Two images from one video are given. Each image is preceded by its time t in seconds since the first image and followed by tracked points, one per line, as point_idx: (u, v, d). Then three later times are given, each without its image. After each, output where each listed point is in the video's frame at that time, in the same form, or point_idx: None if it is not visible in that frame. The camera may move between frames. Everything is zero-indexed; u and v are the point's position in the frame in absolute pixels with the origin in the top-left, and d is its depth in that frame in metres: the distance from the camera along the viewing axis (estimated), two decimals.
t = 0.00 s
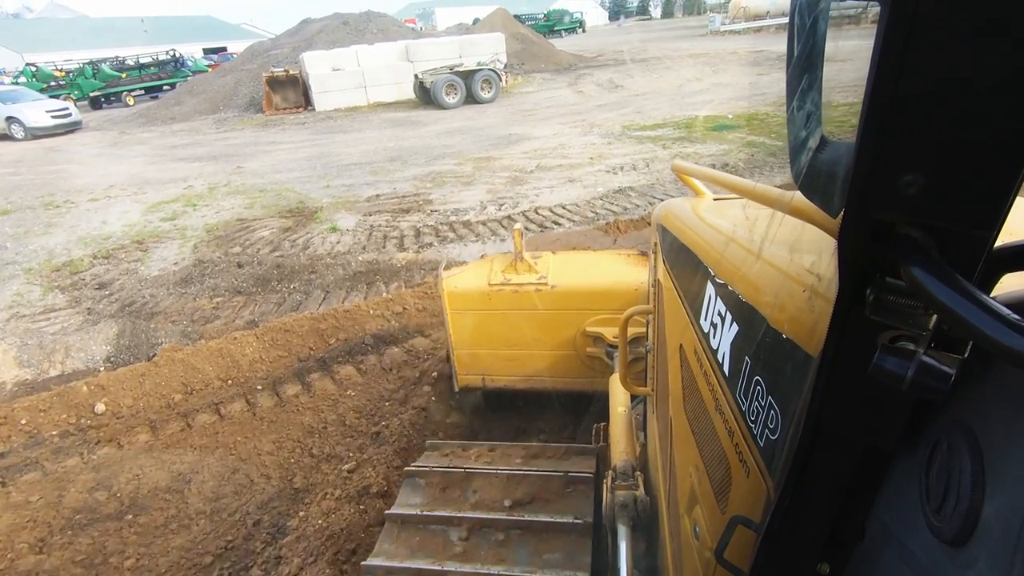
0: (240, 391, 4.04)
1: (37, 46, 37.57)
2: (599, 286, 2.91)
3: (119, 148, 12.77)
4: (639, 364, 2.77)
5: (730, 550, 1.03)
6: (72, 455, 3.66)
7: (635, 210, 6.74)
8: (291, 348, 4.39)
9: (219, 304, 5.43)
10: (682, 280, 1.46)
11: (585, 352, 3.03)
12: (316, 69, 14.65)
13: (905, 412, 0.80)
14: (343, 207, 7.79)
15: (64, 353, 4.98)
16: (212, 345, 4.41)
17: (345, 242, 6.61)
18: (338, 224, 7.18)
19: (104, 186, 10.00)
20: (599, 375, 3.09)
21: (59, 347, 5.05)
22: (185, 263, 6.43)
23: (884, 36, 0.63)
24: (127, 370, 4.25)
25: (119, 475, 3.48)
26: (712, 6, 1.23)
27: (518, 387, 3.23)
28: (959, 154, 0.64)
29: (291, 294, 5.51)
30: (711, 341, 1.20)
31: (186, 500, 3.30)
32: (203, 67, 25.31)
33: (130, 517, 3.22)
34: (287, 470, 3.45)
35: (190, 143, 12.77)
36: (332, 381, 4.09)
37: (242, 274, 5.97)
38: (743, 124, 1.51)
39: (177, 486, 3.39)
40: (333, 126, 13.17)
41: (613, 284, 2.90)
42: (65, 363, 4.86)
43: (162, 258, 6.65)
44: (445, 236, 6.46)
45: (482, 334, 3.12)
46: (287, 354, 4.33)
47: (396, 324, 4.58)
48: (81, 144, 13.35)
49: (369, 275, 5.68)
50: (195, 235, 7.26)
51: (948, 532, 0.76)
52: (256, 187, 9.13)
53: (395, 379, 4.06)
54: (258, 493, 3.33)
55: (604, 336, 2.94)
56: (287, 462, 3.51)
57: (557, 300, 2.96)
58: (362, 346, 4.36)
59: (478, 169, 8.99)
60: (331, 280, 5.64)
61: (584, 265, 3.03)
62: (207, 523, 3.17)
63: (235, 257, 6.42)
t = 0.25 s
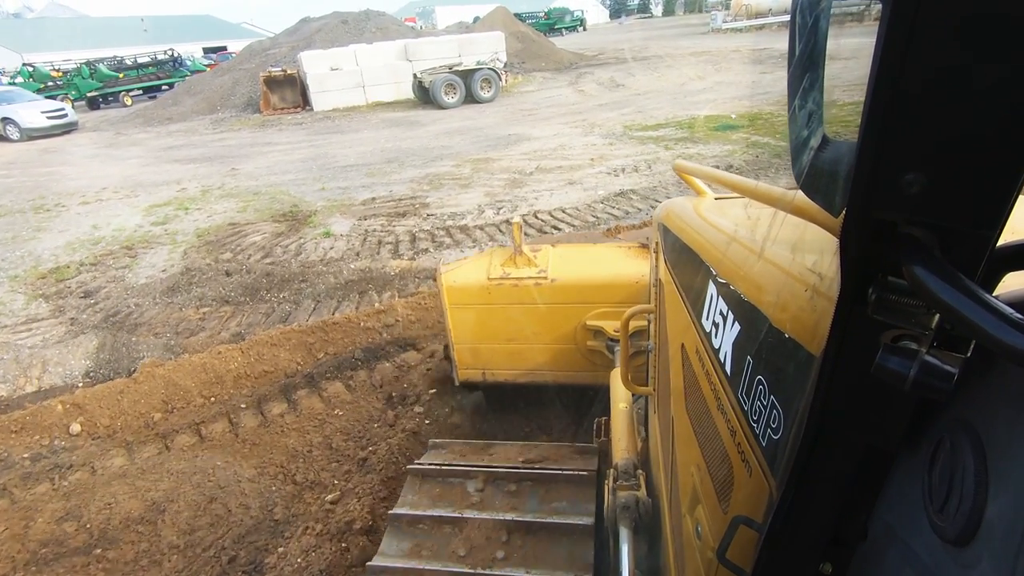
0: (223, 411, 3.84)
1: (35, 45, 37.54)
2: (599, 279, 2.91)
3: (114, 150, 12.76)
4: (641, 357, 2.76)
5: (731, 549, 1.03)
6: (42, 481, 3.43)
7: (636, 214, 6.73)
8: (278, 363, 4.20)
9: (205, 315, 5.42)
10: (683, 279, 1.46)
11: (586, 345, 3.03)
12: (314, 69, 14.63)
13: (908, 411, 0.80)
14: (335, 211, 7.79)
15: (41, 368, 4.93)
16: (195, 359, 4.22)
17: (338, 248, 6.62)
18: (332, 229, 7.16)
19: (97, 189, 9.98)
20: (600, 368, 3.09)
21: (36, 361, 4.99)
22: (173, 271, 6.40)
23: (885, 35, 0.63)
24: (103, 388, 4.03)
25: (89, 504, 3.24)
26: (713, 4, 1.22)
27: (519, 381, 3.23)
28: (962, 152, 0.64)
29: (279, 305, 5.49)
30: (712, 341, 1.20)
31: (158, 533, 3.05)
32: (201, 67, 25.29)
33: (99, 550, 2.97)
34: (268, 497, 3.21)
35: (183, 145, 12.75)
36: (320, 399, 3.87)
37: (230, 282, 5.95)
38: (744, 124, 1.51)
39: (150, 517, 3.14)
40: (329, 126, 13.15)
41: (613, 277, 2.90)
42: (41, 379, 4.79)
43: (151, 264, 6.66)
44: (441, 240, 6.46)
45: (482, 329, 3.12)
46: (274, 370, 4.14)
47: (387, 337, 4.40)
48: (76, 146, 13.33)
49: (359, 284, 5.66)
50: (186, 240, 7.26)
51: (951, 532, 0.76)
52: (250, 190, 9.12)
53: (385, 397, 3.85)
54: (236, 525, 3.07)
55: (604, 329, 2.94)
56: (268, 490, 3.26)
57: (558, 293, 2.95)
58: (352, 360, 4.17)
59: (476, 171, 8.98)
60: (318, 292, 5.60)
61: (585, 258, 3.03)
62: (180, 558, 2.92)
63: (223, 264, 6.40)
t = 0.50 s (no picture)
0: (214, 420, 3.83)
1: (35, 45, 37.57)
2: (600, 273, 2.91)
3: (111, 151, 12.76)
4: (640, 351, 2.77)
5: (731, 547, 1.03)
6: (29, 492, 3.43)
7: (635, 215, 6.73)
8: (272, 370, 4.19)
9: (199, 319, 5.43)
10: (683, 278, 1.46)
11: (586, 339, 3.03)
12: (313, 69, 14.63)
13: (907, 409, 0.80)
14: (332, 213, 7.80)
15: (31, 375, 4.90)
16: (187, 367, 4.21)
17: (335, 250, 6.63)
18: (327, 231, 7.17)
19: (94, 190, 9.99)
20: (599, 362, 3.10)
21: (27, 368, 4.97)
22: (168, 274, 6.40)
23: (884, 35, 0.63)
24: (93, 396, 4.02)
25: (77, 516, 3.24)
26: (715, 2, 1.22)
27: (518, 374, 3.23)
28: (962, 150, 0.64)
29: (275, 309, 5.50)
30: (712, 339, 1.20)
31: (145, 549, 3.03)
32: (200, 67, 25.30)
33: (85, 564, 2.97)
34: (258, 511, 3.20)
35: (180, 145, 12.75)
36: (313, 407, 3.85)
37: (226, 286, 5.96)
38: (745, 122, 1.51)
39: (137, 531, 3.13)
40: (327, 126, 13.16)
41: (613, 270, 2.90)
42: (31, 386, 4.77)
43: (146, 267, 6.67)
44: (439, 242, 6.47)
45: (481, 323, 3.12)
46: (267, 377, 4.13)
47: (383, 343, 4.40)
48: (74, 146, 13.34)
49: (355, 287, 5.68)
50: (182, 242, 7.27)
51: (951, 529, 0.76)
52: (247, 191, 9.14)
53: (379, 405, 3.84)
54: (224, 540, 3.05)
55: (604, 323, 2.94)
56: (259, 503, 3.25)
57: (557, 287, 2.95)
58: (347, 368, 4.16)
59: (475, 172, 8.99)
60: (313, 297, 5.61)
61: (585, 251, 3.02)
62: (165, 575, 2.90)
63: (218, 268, 6.40)
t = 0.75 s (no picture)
0: (214, 420, 3.83)
1: (34, 45, 37.57)
2: (600, 271, 2.91)
3: (111, 151, 12.76)
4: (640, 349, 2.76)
5: (732, 547, 1.03)
6: (29, 492, 3.43)
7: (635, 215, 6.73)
8: (272, 369, 4.19)
9: (199, 319, 5.43)
10: (684, 278, 1.46)
11: (586, 336, 3.03)
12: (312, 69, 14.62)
13: (908, 408, 0.80)
14: (333, 213, 7.80)
15: (31, 375, 4.90)
16: (187, 367, 4.21)
17: (336, 249, 6.64)
18: (328, 231, 7.17)
19: (94, 190, 9.99)
20: (600, 359, 3.09)
21: (27, 368, 4.96)
22: (168, 274, 6.40)
23: (884, 35, 0.63)
24: (94, 397, 4.02)
25: (77, 516, 3.23)
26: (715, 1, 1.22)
27: (518, 372, 3.23)
28: (962, 149, 0.64)
29: (275, 308, 5.50)
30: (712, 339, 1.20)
31: (145, 549, 3.03)
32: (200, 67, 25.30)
33: (86, 565, 2.97)
34: (258, 511, 3.19)
35: (180, 145, 12.76)
36: (314, 407, 3.86)
37: (225, 286, 5.96)
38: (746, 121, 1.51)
39: (137, 532, 3.13)
40: (327, 127, 13.16)
41: (613, 267, 2.90)
42: (31, 386, 4.76)
43: (147, 267, 6.67)
44: (439, 242, 6.47)
45: (481, 321, 3.12)
46: (267, 377, 4.13)
47: (383, 343, 4.39)
48: (74, 147, 13.35)
49: (356, 286, 5.68)
50: (183, 242, 7.27)
51: (951, 529, 0.76)
52: (247, 191, 9.14)
53: (380, 404, 3.83)
54: (225, 540, 3.05)
55: (604, 321, 2.94)
56: (260, 503, 3.25)
57: (557, 284, 2.95)
58: (347, 368, 4.16)
59: (475, 172, 8.99)
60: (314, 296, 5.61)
61: (585, 249, 3.03)
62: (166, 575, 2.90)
63: (218, 268, 6.40)
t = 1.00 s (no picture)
0: (224, 411, 3.82)
1: (36, 45, 37.57)
2: (598, 270, 2.91)
3: (113, 149, 12.76)
4: (639, 349, 2.76)
5: (731, 548, 1.03)
6: (44, 478, 3.42)
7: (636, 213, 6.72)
8: (280, 361, 4.18)
9: (206, 314, 5.42)
10: (682, 278, 1.46)
11: (585, 336, 3.03)
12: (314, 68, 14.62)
13: (905, 409, 0.80)
14: (336, 211, 7.80)
15: (41, 368, 4.90)
16: (195, 358, 4.19)
17: (339, 246, 6.64)
18: (332, 228, 7.17)
19: (96, 188, 9.99)
20: (599, 359, 3.09)
21: (36, 362, 4.96)
22: (173, 271, 6.40)
23: (882, 35, 0.63)
24: (104, 387, 3.99)
25: (90, 503, 3.23)
26: None
27: (517, 372, 3.23)
28: (959, 148, 0.64)
29: (280, 303, 5.50)
30: (711, 339, 1.20)
31: (158, 533, 3.04)
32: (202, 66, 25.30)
33: (99, 550, 2.96)
34: (269, 497, 3.21)
35: (182, 144, 12.75)
36: (320, 399, 3.86)
37: (231, 282, 5.96)
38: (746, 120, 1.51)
39: (151, 516, 3.14)
40: (329, 125, 13.15)
41: (612, 267, 2.90)
42: (41, 379, 4.76)
43: (152, 263, 6.67)
44: (441, 240, 6.46)
45: (480, 320, 3.12)
46: (274, 369, 4.12)
47: (387, 337, 4.39)
48: (76, 145, 13.35)
49: (361, 282, 5.69)
50: (185, 240, 7.27)
51: (949, 529, 0.76)
52: (250, 189, 9.13)
53: (384, 398, 3.84)
54: (236, 525, 3.07)
55: (603, 320, 2.93)
56: (270, 489, 3.26)
57: (556, 284, 2.95)
58: (353, 360, 4.16)
59: (477, 170, 8.98)
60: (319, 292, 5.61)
61: (584, 249, 3.02)
62: (181, 557, 2.91)
63: (224, 264, 6.40)
